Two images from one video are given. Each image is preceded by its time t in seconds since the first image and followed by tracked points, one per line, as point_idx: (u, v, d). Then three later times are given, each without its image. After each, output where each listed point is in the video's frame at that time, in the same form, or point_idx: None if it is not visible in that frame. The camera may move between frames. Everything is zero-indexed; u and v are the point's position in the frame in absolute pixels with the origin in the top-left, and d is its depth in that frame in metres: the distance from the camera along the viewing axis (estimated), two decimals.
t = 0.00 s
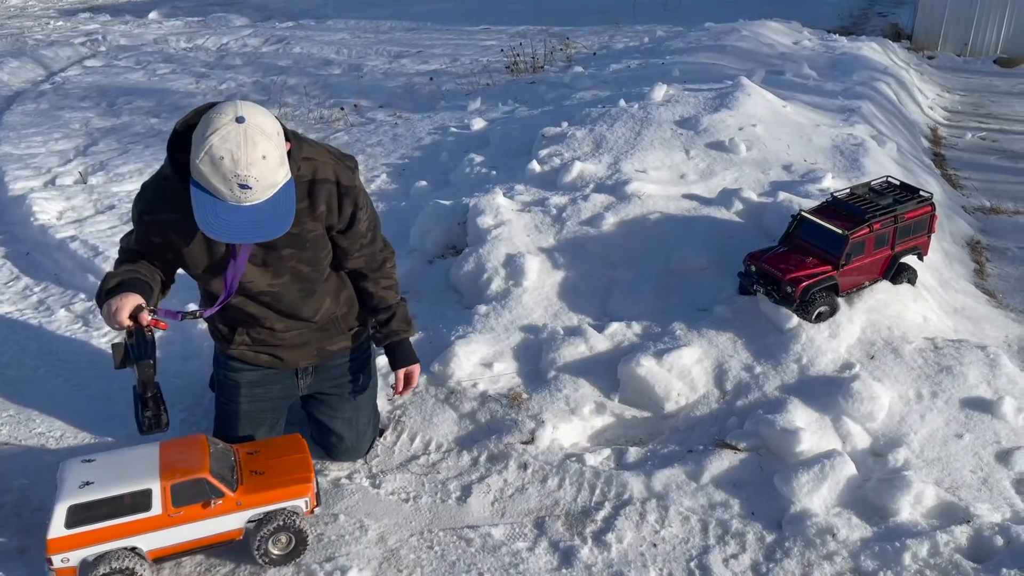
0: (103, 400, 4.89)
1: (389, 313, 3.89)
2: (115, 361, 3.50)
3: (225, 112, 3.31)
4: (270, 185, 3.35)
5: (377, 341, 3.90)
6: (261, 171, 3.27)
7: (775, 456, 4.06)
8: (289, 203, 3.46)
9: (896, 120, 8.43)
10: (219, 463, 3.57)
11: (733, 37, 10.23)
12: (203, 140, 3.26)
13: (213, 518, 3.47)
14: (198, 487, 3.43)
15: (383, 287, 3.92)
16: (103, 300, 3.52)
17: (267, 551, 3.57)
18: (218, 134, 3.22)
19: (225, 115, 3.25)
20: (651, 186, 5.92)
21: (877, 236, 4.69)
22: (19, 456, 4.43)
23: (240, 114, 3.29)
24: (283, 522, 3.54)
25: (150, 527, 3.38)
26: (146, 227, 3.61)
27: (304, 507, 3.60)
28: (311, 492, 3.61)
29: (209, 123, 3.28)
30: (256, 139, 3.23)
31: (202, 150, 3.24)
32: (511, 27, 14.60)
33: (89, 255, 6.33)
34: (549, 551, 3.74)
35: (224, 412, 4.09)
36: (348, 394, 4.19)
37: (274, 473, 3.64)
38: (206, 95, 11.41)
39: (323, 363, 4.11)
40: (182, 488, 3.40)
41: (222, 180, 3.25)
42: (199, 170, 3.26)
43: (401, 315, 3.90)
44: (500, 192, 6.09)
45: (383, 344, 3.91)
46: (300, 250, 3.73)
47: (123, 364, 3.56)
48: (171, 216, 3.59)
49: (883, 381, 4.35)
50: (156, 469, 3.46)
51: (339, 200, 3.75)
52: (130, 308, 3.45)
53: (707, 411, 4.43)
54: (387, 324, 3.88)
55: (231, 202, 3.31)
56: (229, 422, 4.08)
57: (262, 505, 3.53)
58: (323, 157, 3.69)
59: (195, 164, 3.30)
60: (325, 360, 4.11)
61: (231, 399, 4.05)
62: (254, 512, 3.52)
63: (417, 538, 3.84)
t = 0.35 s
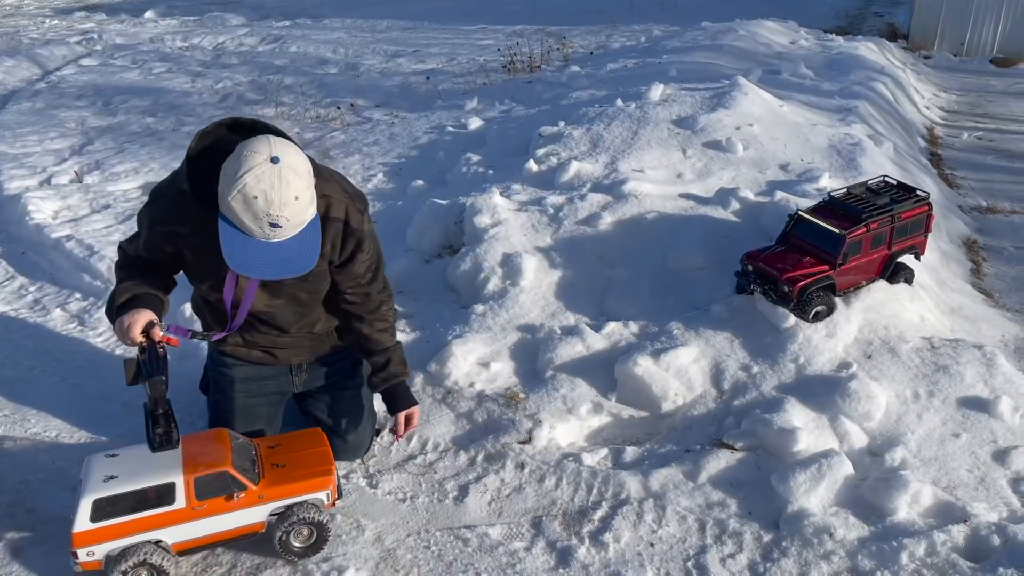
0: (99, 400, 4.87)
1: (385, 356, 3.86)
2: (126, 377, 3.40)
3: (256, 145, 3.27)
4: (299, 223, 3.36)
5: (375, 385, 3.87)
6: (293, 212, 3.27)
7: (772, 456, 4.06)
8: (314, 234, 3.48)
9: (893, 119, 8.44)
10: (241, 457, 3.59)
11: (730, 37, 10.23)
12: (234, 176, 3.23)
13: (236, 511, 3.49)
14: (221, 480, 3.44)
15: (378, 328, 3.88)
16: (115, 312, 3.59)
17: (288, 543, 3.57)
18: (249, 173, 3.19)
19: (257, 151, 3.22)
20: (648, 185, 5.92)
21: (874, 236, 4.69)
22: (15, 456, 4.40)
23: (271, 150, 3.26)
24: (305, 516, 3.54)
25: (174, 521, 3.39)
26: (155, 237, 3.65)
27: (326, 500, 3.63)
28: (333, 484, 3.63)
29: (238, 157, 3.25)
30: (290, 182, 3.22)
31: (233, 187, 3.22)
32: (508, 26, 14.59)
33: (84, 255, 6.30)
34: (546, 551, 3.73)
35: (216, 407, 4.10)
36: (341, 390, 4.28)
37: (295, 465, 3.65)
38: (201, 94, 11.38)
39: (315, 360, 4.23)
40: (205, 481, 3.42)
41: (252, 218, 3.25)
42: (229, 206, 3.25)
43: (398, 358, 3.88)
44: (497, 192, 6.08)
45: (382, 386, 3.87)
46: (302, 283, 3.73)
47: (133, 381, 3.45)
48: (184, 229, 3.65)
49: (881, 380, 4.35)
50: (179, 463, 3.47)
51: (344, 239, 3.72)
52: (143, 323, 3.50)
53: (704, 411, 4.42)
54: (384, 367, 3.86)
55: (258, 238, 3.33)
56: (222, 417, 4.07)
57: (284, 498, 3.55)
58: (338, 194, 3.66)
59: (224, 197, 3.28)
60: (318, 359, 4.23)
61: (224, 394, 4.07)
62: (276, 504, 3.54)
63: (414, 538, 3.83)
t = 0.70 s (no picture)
0: (95, 400, 4.85)
1: (391, 379, 3.83)
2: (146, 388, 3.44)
3: (288, 175, 3.27)
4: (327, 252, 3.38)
5: (379, 409, 3.83)
6: (323, 243, 3.28)
7: (770, 457, 4.06)
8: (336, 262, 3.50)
9: (890, 120, 8.45)
10: (261, 453, 3.58)
11: (727, 37, 10.24)
12: (266, 204, 3.22)
13: (256, 507, 3.49)
14: (242, 477, 3.44)
15: (382, 352, 3.85)
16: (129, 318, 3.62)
17: (309, 538, 3.60)
18: (282, 204, 3.19)
19: (290, 182, 3.22)
20: (646, 186, 5.92)
21: (872, 237, 4.69)
22: (10, 456, 4.39)
23: (304, 181, 3.26)
24: (325, 511, 3.57)
25: (195, 517, 3.39)
26: (171, 248, 3.69)
27: (345, 495, 3.63)
28: (351, 480, 3.63)
29: (270, 187, 3.23)
30: (321, 213, 3.23)
31: (264, 216, 3.21)
32: (506, 26, 14.59)
33: (81, 255, 6.28)
34: (543, 552, 3.73)
35: (216, 407, 4.08)
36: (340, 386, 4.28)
37: (313, 462, 3.65)
38: (199, 94, 11.37)
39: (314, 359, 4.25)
40: (226, 477, 3.41)
41: (282, 247, 3.25)
42: (260, 233, 3.24)
43: (403, 381, 3.86)
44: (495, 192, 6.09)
45: (387, 410, 3.84)
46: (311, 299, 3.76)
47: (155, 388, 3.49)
48: (201, 243, 3.69)
49: (878, 381, 4.35)
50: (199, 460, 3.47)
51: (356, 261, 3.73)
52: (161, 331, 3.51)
53: (702, 412, 4.42)
54: (389, 390, 3.84)
55: (286, 266, 3.33)
56: (223, 416, 4.04)
57: (304, 493, 3.55)
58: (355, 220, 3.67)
59: (254, 224, 3.27)
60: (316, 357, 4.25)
61: (225, 393, 4.05)
62: (296, 500, 3.54)
63: (411, 539, 3.82)
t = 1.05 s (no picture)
0: (92, 403, 4.84)
1: (396, 387, 3.84)
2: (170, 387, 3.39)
3: (318, 196, 3.24)
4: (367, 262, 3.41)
5: (382, 417, 3.82)
6: (366, 254, 3.32)
7: (767, 461, 4.06)
8: (371, 268, 3.53)
9: (887, 123, 8.47)
10: (282, 453, 3.58)
11: (725, 39, 10.26)
12: (306, 230, 3.20)
13: (278, 507, 3.50)
14: (264, 477, 3.45)
15: (388, 360, 3.88)
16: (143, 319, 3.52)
17: (329, 537, 3.63)
18: (324, 226, 3.18)
19: (326, 204, 3.19)
20: (644, 189, 5.92)
21: (869, 240, 4.69)
22: (8, 459, 4.38)
23: (336, 198, 3.24)
24: (346, 511, 3.59)
25: (218, 516, 3.40)
26: (189, 253, 3.65)
27: (365, 495, 3.63)
28: (371, 479, 3.63)
29: (307, 212, 3.21)
30: (363, 227, 3.25)
31: (310, 242, 3.20)
32: (504, 28, 14.60)
33: (78, 256, 6.27)
34: (541, 555, 3.73)
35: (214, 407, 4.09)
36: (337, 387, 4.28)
37: (334, 461, 3.65)
38: (197, 96, 11.37)
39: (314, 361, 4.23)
40: (248, 477, 3.42)
41: (331, 267, 3.26)
42: (306, 260, 3.23)
43: (407, 391, 3.87)
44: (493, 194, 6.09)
45: (389, 419, 3.82)
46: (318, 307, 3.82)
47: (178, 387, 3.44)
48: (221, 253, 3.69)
49: (875, 384, 4.35)
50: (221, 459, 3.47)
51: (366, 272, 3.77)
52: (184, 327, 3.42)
53: (699, 415, 4.42)
54: (393, 398, 3.84)
55: (333, 282, 3.34)
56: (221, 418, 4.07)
57: (325, 493, 3.55)
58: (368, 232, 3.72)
59: (297, 250, 3.25)
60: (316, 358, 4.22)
61: (223, 395, 4.06)
62: (317, 499, 3.55)
63: (408, 542, 3.82)
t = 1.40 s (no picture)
0: (91, 404, 4.84)
1: (406, 388, 3.91)
2: (187, 372, 3.45)
3: (350, 196, 3.25)
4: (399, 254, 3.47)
5: (392, 417, 3.90)
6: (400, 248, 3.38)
7: (766, 461, 4.07)
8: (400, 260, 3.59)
9: (886, 124, 8.48)
10: (310, 450, 3.61)
11: (723, 40, 10.28)
12: (343, 232, 3.22)
13: (307, 503, 3.53)
14: (294, 473, 3.47)
15: (398, 361, 3.93)
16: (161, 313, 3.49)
17: (355, 533, 3.66)
18: (362, 226, 3.20)
19: (360, 205, 3.21)
20: (642, 190, 5.93)
21: (867, 241, 4.70)
22: (6, 459, 4.37)
23: (368, 197, 3.26)
24: (373, 508, 3.63)
25: (248, 512, 3.42)
26: (207, 250, 3.62)
27: (391, 492, 3.68)
28: (398, 477, 3.67)
29: (341, 214, 3.21)
30: (397, 222, 3.30)
31: (348, 243, 3.21)
32: (503, 28, 14.61)
33: (77, 257, 6.26)
34: (540, 556, 3.73)
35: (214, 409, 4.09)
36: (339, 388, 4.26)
37: (361, 457, 3.69)
38: (196, 97, 11.37)
39: (315, 362, 4.23)
40: (278, 473, 3.45)
41: (371, 267, 3.31)
42: (345, 261, 3.25)
43: (417, 391, 3.93)
44: (492, 195, 6.09)
45: (398, 418, 3.91)
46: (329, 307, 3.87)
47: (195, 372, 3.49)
48: (239, 252, 3.67)
49: (874, 385, 4.36)
50: (251, 455, 3.49)
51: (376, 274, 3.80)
52: (200, 316, 3.39)
53: (698, 416, 4.43)
54: (403, 398, 3.91)
55: (370, 280, 3.38)
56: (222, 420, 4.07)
57: (352, 489, 3.59)
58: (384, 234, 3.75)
59: (334, 253, 3.26)
60: (316, 359, 4.23)
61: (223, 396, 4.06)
62: (345, 495, 3.58)
63: (407, 543, 3.82)
